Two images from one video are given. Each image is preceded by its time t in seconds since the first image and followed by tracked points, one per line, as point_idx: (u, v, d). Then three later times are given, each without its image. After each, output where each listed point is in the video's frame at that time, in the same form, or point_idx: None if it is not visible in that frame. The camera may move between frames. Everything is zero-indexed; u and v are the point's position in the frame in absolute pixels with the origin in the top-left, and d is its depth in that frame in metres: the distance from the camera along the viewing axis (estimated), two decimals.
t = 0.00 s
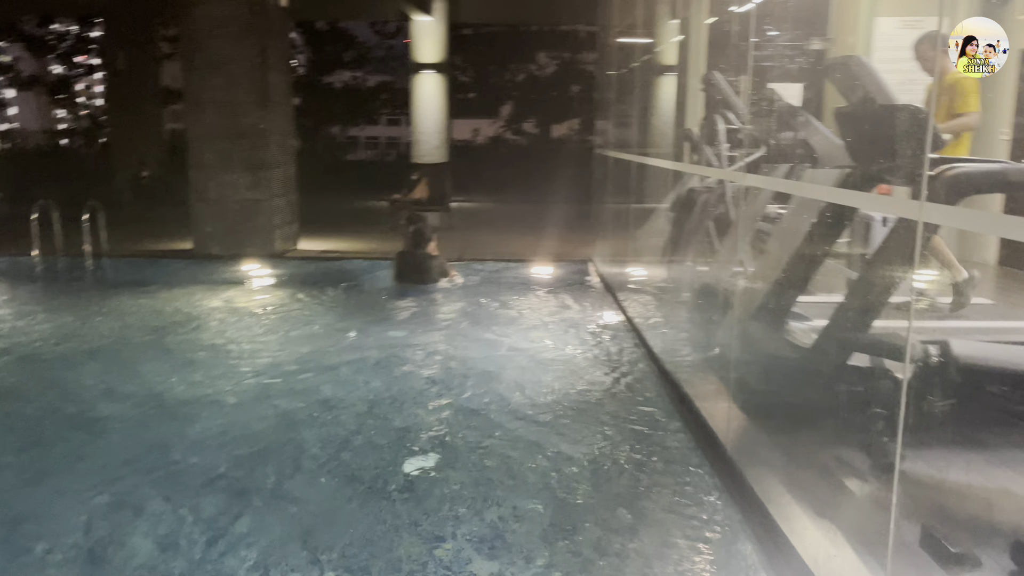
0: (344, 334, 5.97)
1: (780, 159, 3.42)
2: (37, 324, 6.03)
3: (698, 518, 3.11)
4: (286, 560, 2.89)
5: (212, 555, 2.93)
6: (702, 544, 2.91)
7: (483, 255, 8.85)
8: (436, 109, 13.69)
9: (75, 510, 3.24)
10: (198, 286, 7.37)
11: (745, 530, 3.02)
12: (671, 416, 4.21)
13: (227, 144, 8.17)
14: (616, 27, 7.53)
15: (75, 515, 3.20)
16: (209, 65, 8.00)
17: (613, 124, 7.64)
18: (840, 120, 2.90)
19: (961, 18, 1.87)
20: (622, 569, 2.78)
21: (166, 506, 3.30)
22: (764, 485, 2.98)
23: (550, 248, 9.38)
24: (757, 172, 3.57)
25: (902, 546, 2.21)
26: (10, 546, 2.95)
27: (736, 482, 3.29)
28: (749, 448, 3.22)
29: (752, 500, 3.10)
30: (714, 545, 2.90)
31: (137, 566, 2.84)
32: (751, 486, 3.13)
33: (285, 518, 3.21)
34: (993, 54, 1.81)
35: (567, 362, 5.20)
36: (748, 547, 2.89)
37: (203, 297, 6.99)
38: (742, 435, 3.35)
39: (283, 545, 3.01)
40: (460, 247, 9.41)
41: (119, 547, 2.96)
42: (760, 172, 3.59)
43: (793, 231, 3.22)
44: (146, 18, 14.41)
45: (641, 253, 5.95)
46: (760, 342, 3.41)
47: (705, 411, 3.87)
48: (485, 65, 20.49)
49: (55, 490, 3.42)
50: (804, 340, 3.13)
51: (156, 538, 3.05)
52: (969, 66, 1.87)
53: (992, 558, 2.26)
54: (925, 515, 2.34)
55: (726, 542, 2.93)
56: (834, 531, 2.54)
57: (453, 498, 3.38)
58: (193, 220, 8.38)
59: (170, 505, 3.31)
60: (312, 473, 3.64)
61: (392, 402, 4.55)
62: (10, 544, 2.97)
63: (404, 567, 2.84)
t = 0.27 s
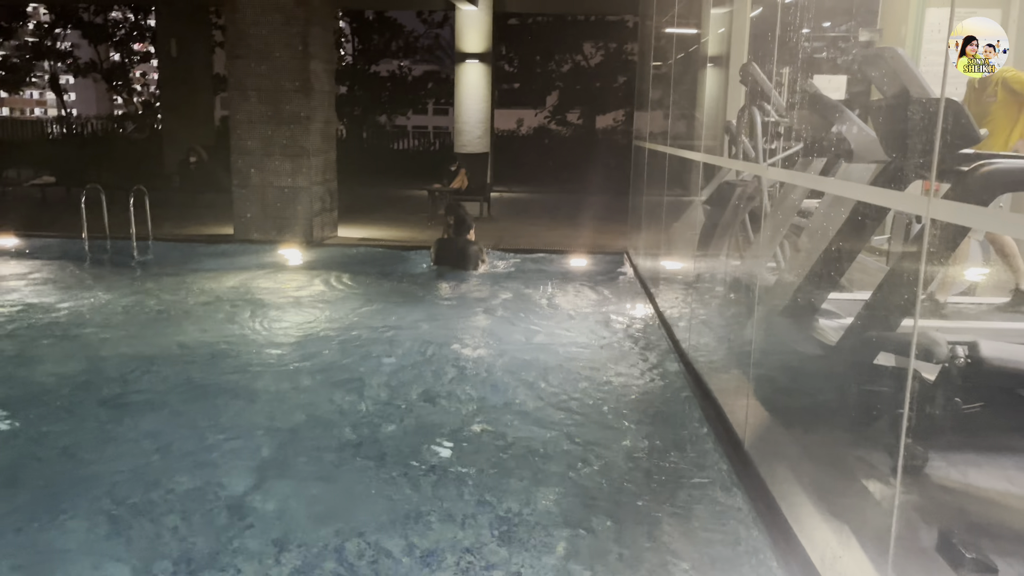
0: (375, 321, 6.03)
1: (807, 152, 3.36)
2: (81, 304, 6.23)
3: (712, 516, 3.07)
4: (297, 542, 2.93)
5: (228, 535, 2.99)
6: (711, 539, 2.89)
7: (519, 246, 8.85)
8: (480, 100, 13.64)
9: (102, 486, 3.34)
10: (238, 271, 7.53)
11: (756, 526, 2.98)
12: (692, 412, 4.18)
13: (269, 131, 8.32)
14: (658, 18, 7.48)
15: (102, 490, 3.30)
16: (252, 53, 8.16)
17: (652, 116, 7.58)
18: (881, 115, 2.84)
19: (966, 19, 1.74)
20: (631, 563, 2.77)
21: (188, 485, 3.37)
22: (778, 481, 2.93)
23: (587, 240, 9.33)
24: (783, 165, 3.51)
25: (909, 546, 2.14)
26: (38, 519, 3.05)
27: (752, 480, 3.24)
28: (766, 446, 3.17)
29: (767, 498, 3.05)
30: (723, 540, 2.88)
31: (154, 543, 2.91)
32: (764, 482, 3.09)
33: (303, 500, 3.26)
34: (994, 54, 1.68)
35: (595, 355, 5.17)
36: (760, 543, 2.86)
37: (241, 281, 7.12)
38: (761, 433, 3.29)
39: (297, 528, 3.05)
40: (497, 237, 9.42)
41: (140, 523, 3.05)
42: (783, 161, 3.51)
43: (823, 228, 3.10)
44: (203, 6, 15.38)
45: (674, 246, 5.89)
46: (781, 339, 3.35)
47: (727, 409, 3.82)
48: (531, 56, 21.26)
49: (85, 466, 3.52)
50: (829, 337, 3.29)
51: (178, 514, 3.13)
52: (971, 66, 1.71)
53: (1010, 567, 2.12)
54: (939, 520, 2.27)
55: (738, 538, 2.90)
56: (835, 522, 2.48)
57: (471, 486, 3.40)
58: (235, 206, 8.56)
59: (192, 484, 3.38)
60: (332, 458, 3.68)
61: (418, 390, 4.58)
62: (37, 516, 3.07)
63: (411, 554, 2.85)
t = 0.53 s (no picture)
0: (398, 310, 6.06)
1: (828, 139, 3.32)
2: (110, 291, 6.32)
3: (727, 512, 3.05)
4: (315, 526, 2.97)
5: (247, 517, 3.02)
6: (727, 533, 2.88)
7: (544, 237, 8.83)
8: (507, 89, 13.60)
9: (126, 468, 3.39)
10: (264, 259, 7.60)
11: (771, 524, 2.96)
12: (708, 404, 4.17)
13: (296, 120, 8.38)
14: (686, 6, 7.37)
15: (126, 472, 3.36)
16: (280, 43, 8.23)
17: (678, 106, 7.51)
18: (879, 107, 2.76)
19: (971, 17, 1.79)
20: (644, 555, 2.75)
21: (209, 469, 3.42)
22: (797, 479, 2.92)
23: (611, 231, 9.31)
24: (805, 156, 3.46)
25: (920, 542, 2.12)
26: (64, 500, 3.11)
27: (770, 473, 3.21)
28: (783, 440, 3.14)
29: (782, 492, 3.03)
30: (739, 535, 2.86)
31: (177, 524, 2.96)
32: (782, 479, 3.08)
33: (321, 486, 3.29)
34: (993, 53, 1.71)
35: (615, 346, 5.16)
36: (775, 541, 2.85)
37: (266, 269, 7.19)
38: (779, 427, 3.26)
39: (315, 512, 3.08)
40: (522, 228, 9.41)
41: (162, 505, 3.09)
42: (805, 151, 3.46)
43: (846, 221, 3.03)
44: None
45: (698, 239, 5.83)
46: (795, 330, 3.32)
47: (745, 403, 3.79)
48: (560, 44, 20.90)
49: (110, 448, 3.58)
50: (849, 330, 3.12)
51: (199, 497, 3.17)
52: (969, 65, 1.81)
53: None
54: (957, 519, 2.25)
55: (754, 533, 2.89)
56: (854, 519, 2.45)
57: (488, 475, 3.40)
58: (262, 195, 8.63)
59: (213, 468, 3.43)
60: (351, 445, 3.71)
61: (438, 378, 4.60)
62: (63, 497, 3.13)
63: (427, 540, 2.87)
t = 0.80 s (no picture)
0: (412, 304, 6.07)
1: (845, 130, 3.29)
2: (128, 286, 6.37)
3: (743, 509, 3.02)
4: (332, 522, 2.97)
5: (265, 513, 3.03)
6: (743, 532, 2.85)
7: (559, 230, 8.79)
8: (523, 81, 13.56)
9: (144, 463, 3.42)
10: (280, 254, 7.62)
11: (788, 522, 2.93)
12: (723, 398, 4.15)
13: (310, 114, 8.39)
14: None
15: (144, 467, 3.38)
16: (294, 37, 8.24)
17: (694, 97, 7.45)
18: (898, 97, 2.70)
19: (973, 17, 1.85)
20: (662, 550, 2.73)
21: (226, 464, 3.43)
22: (814, 477, 2.89)
23: (627, 224, 9.29)
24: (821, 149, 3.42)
25: (937, 542, 2.10)
26: (83, 495, 3.14)
27: (785, 469, 3.20)
28: (798, 436, 3.13)
29: (798, 487, 3.01)
30: (755, 534, 2.84)
31: (195, 519, 2.97)
32: (799, 476, 3.05)
33: (335, 482, 3.29)
34: (994, 54, 1.73)
35: (630, 341, 5.14)
36: (791, 539, 2.83)
37: (283, 263, 7.22)
38: (796, 423, 3.23)
39: (332, 507, 3.09)
40: (537, 221, 9.37)
41: (180, 500, 3.12)
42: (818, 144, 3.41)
43: (864, 215, 2.98)
44: None
45: (715, 232, 5.78)
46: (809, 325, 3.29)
47: (762, 398, 3.76)
48: (576, 37, 20.58)
49: (127, 443, 3.61)
50: (868, 324, 2.96)
51: (212, 494, 3.17)
52: (970, 64, 1.88)
53: None
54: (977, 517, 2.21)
55: (770, 532, 2.86)
56: (872, 516, 2.43)
57: (502, 471, 3.39)
58: (277, 189, 8.66)
59: (231, 463, 3.44)
60: (368, 440, 3.71)
61: (453, 372, 4.61)
62: (83, 492, 3.15)
63: (444, 537, 2.87)
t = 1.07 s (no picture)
0: (422, 303, 6.07)
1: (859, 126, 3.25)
2: (139, 286, 6.39)
3: (756, 509, 3.00)
4: (340, 524, 2.96)
5: (273, 514, 3.02)
6: (755, 532, 2.83)
7: (569, 229, 8.78)
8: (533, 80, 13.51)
9: (153, 464, 3.42)
10: (290, 253, 7.64)
11: (802, 522, 2.91)
12: (736, 397, 4.12)
13: (320, 114, 8.39)
14: None
15: (154, 467, 3.38)
16: (303, 37, 8.24)
17: (704, 94, 7.42)
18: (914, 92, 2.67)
19: (974, 18, 1.84)
20: (674, 552, 2.71)
21: (235, 465, 3.42)
22: (826, 475, 2.86)
23: (637, 222, 9.27)
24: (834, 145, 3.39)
25: (951, 544, 2.07)
26: (92, 496, 3.14)
27: (798, 469, 3.17)
28: (812, 436, 3.10)
29: (812, 488, 2.98)
30: (768, 534, 2.82)
31: (202, 521, 2.97)
32: (811, 475, 3.02)
33: (345, 483, 3.28)
34: (993, 53, 1.74)
35: (640, 339, 5.12)
36: (804, 539, 2.80)
37: (292, 263, 7.23)
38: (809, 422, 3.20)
39: (341, 508, 3.07)
40: (546, 220, 9.37)
41: (188, 501, 3.11)
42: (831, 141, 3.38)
43: (879, 211, 2.94)
44: None
45: (725, 230, 5.75)
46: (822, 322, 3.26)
47: (774, 397, 3.73)
48: (586, 35, 20.56)
49: (138, 443, 3.62)
50: (882, 322, 3.15)
51: (222, 494, 3.17)
52: (970, 65, 1.87)
53: None
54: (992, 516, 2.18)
55: (782, 531, 2.84)
56: (888, 517, 2.39)
57: (513, 471, 3.38)
58: (287, 189, 8.67)
59: (239, 465, 3.43)
60: (377, 440, 3.69)
61: (463, 372, 4.59)
62: (92, 494, 3.15)
63: (453, 539, 2.84)
